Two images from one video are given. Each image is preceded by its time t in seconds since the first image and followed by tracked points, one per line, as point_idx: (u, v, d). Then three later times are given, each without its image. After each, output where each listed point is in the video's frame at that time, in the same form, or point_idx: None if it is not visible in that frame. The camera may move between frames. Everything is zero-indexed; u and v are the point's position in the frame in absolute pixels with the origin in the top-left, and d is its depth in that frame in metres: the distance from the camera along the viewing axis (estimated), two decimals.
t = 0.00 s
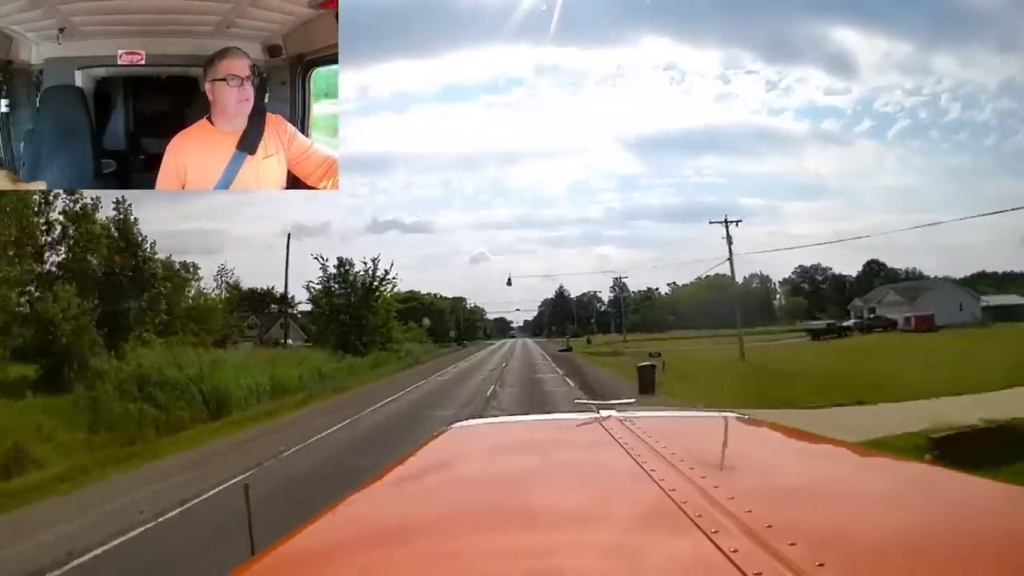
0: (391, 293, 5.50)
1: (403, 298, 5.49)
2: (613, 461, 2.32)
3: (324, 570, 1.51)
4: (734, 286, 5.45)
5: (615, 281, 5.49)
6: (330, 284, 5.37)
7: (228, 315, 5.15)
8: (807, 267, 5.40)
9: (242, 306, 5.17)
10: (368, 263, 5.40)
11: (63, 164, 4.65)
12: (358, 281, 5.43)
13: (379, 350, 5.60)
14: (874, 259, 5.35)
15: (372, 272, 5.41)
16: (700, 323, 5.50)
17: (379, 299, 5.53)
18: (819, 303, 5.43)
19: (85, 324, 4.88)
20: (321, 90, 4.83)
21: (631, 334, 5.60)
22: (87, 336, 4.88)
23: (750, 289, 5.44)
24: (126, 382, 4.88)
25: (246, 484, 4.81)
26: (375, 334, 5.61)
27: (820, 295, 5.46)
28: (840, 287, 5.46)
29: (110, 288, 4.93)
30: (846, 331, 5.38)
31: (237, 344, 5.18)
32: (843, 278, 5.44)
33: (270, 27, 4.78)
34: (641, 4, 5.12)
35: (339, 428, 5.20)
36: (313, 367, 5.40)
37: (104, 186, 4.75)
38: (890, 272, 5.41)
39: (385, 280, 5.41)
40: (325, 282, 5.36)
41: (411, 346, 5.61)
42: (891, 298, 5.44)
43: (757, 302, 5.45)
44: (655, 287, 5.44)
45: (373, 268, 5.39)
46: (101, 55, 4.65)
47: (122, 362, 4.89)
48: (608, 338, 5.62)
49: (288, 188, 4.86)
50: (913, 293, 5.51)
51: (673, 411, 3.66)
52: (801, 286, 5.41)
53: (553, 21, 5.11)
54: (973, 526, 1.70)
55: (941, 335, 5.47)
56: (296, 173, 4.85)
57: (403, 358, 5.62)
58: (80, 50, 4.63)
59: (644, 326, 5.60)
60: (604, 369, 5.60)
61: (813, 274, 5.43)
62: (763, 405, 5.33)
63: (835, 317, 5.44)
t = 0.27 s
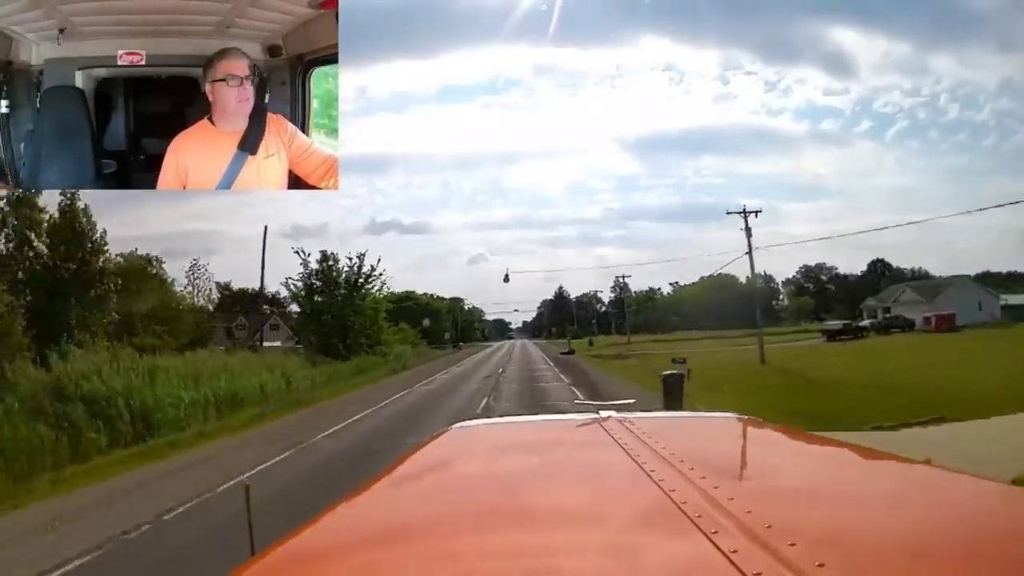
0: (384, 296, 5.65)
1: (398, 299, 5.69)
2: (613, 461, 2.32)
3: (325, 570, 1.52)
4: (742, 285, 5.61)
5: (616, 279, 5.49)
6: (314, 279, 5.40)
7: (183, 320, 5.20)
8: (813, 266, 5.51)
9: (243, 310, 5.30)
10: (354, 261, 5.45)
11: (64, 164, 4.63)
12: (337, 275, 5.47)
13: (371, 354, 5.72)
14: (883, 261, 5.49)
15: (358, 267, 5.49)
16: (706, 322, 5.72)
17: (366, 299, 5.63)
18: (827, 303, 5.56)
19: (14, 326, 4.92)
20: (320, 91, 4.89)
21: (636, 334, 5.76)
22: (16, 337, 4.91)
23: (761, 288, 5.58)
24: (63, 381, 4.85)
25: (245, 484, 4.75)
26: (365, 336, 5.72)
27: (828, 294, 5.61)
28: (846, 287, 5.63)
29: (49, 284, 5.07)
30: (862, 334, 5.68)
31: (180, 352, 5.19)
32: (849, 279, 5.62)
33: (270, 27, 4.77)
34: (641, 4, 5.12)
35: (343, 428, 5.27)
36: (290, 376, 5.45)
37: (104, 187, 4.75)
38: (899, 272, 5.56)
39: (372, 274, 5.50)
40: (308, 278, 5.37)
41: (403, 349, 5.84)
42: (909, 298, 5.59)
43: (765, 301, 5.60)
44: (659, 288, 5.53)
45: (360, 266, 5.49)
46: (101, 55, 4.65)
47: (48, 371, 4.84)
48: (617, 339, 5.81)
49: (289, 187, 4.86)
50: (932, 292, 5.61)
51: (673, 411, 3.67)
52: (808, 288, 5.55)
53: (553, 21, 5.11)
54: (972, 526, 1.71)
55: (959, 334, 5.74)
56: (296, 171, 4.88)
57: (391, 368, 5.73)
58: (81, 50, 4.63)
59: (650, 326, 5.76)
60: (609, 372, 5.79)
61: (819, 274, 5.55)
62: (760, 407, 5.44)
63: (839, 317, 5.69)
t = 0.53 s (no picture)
0: (373, 294, 5.64)
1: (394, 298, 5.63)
2: (613, 461, 2.32)
3: (324, 570, 1.52)
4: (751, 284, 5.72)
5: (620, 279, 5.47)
6: (292, 275, 5.33)
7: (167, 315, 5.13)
8: (819, 264, 5.53)
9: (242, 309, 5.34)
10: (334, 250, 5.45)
11: (65, 164, 4.66)
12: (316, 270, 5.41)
13: (359, 356, 5.69)
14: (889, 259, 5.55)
15: (342, 259, 5.49)
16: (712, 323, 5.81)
17: (351, 295, 5.62)
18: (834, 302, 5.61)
19: None
20: (321, 91, 4.88)
21: (639, 333, 5.91)
22: None
23: (769, 287, 5.68)
24: None
25: (243, 483, 4.73)
26: (353, 340, 5.72)
27: (835, 292, 5.64)
28: (854, 286, 5.66)
29: None
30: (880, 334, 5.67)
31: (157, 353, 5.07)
32: (857, 278, 5.65)
33: (270, 27, 4.77)
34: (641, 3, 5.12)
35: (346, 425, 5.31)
36: (264, 381, 5.34)
37: (104, 187, 4.73)
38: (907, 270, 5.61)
39: (358, 268, 5.50)
40: (283, 272, 5.28)
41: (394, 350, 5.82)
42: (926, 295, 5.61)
43: (772, 299, 5.70)
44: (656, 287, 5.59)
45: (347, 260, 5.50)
46: (101, 55, 4.65)
47: None
48: (622, 337, 5.96)
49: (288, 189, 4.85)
50: (950, 290, 5.66)
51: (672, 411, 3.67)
52: (816, 287, 5.55)
53: (553, 21, 5.10)
54: (973, 526, 1.71)
55: (981, 332, 5.69)
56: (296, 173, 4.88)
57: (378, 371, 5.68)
58: (81, 51, 4.63)
59: (653, 326, 5.93)
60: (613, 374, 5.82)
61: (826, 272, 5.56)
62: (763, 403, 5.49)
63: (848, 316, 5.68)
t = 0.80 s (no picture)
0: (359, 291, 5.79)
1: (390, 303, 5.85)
2: (613, 461, 2.32)
3: (323, 571, 1.52)
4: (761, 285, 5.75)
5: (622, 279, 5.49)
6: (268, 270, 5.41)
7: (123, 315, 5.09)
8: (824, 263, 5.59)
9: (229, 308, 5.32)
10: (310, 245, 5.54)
11: (65, 163, 4.59)
12: (293, 262, 5.54)
13: (342, 360, 5.82)
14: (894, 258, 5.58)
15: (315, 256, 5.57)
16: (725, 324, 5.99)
17: (332, 294, 5.72)
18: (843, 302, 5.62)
19: None
20: (321, 91, 4.88)
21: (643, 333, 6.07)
22: None
23: (778, 288, 5.72)
24: None
25: (243, 482, 4.76)
26: (338, 342, 5.83)
27: (844, 292, 5.67)
28: (863, 285, 5.66)
29: None
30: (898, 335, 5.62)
31: (104, 356, 4.98)
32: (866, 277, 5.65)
33: (270, 27, 4.78)
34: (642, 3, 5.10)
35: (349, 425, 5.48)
36: (210, 396, 5.17)
37: (104, 187, 4.71)
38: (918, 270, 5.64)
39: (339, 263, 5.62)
40: (256, 266, 5.33)
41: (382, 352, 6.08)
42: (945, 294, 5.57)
43: (784, 300, 5.72)
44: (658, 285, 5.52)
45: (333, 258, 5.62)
46: (101, 55, 4.64)
47: None
48: (626, 337, 6.09)
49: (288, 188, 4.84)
50: (971, 290, 5.59)
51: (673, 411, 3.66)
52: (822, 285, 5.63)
53: (553, 21, 5.09)
54: (973, 525, 1.71)
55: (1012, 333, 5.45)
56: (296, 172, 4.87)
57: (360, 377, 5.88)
58: (81, 51, 4.61)
59: (656, 327, 6.06)
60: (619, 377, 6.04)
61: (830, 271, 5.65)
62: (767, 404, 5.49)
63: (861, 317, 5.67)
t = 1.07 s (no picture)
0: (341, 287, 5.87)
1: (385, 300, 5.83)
2: (612, 461, 2.33)
3: (323, 570, 1.52)
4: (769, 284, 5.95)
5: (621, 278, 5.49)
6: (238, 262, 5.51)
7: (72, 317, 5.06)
8: (827, 262, 5.71)
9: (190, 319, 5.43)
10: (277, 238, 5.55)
11: (65, 163, 4.58)
12: (266, 255, 5.63)
13: (320, 362, 5.88)
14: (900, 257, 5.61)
15: (288, 247, 5.67)
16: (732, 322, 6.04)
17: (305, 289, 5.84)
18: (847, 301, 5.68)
19: None
20: (321, 90, 4.88)
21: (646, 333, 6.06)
22: None
23: (784, 285, 5.93)
24: None
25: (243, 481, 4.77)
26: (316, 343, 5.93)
27: (852, 289, 5.71)
28: (871, 283, 5.70)
29: None
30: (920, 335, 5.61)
31: (59, 356, 4.95)
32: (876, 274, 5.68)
33: (270, 27, 4.78)
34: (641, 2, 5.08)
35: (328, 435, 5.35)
36: (162, 401, 5.13)
37: (104, 187, 4.72)
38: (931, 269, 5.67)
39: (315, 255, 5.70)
40: (224, 258, 5.45)
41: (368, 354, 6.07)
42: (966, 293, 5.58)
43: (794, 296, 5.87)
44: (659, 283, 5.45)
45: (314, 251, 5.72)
46: (101, 55, 4.64)
47: None
48: (630, 336, 6.07)
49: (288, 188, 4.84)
50: (994, 288, 5.59)
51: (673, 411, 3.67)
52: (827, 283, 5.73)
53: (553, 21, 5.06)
54: (974, 526, 1.71)
55: None
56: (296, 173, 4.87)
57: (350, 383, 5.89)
58: (81, 50, 4.61)
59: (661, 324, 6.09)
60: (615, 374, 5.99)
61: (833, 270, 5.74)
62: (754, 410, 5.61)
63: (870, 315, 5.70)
